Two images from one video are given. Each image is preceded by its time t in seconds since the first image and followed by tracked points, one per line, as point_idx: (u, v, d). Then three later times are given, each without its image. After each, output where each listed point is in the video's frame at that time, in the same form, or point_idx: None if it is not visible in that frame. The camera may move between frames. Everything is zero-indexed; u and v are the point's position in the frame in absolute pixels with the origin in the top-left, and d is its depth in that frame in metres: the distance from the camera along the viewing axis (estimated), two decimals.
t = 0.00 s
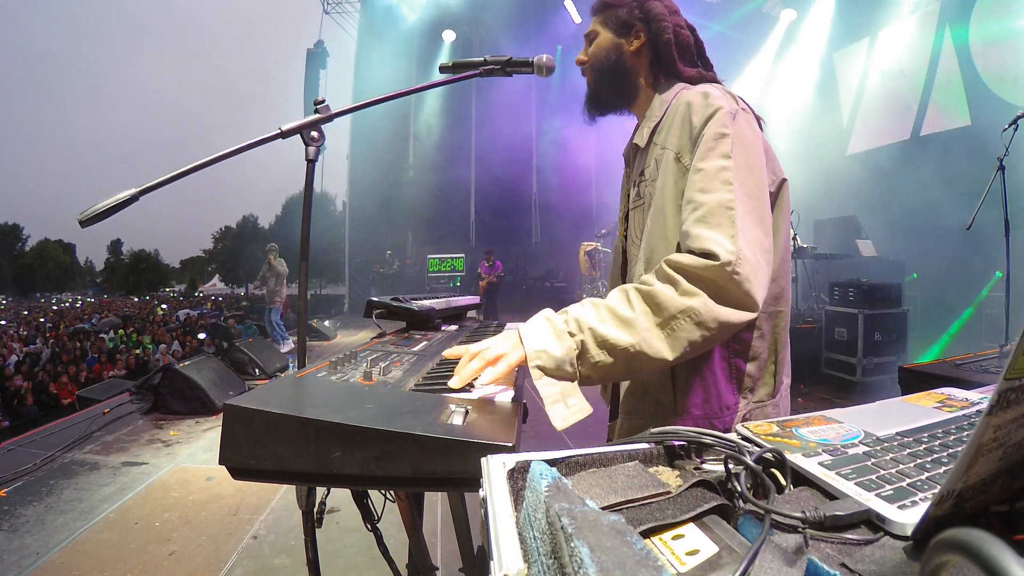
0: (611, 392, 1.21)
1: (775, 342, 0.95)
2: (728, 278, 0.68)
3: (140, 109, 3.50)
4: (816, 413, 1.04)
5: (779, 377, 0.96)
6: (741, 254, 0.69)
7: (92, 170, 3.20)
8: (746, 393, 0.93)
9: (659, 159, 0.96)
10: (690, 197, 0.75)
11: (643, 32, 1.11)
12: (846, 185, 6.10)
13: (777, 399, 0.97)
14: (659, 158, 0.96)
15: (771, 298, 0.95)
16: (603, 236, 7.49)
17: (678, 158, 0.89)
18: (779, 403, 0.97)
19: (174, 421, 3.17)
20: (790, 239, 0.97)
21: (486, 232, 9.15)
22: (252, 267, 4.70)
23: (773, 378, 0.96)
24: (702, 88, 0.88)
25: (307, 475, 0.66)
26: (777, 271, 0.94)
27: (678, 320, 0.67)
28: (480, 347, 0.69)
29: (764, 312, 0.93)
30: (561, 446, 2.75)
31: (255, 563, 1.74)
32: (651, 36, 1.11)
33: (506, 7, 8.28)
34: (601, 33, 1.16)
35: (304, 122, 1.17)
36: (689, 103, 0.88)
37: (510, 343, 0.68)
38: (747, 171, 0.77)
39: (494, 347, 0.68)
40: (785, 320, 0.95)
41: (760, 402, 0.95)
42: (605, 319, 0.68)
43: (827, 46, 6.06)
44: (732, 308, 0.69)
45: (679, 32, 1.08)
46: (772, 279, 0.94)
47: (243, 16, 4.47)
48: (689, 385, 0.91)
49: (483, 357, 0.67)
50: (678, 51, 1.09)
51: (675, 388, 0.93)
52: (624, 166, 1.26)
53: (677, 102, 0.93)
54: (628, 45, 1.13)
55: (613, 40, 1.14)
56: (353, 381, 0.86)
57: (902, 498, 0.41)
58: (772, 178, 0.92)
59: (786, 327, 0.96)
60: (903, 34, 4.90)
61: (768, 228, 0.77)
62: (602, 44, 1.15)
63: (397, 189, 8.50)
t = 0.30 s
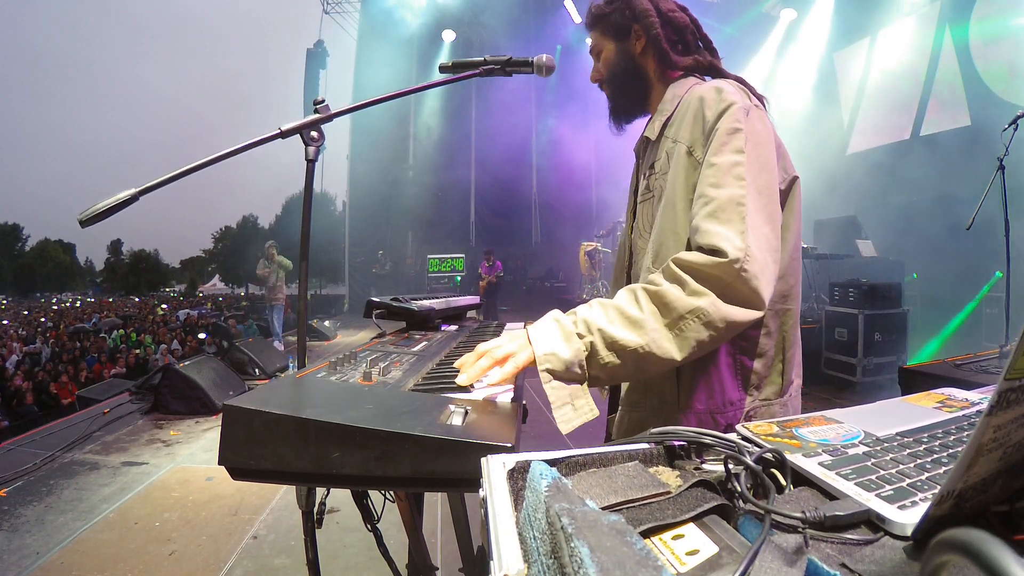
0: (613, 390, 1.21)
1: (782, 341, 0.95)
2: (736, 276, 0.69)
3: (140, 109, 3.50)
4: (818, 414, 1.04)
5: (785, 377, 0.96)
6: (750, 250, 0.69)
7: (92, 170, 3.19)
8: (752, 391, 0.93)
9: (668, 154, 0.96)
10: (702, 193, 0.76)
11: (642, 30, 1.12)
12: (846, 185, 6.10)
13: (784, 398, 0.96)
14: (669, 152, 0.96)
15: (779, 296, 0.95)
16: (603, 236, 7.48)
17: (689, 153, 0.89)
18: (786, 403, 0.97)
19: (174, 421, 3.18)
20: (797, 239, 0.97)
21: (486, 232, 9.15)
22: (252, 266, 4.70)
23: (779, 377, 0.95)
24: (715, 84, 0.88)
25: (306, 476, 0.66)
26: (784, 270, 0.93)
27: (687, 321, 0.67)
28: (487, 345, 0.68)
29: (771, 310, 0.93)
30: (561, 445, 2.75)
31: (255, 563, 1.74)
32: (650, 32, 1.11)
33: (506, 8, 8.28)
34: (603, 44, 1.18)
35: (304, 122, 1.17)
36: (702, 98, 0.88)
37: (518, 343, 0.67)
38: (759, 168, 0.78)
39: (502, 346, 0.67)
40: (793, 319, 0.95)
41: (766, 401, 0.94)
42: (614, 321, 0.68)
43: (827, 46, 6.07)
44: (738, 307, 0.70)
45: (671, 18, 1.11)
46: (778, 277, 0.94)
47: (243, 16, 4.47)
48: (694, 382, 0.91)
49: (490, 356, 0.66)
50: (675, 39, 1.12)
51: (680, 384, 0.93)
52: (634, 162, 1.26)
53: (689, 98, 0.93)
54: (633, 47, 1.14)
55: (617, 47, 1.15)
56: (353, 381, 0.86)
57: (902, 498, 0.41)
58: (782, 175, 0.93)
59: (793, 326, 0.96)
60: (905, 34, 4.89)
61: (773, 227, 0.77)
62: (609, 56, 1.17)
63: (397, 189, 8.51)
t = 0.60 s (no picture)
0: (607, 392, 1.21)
1: (775, 347, 0.95)
2: (729, 276, 0.68)
3: (140, 109, 3.49)
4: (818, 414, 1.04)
5: (777, 382, 0.96)
6: (745, 252, 0.69)
7: (91, 170, 3.19)
8: (744, 395, 0.93)
9: (670, 159, 0.96)
10: (700, 196, 0.76)
11: (644, 35, 1.12)
12: (846, 185, 6.11)
13: (774, 402, 0.96)
14: (670, 157, 0.96)
15: (773, 301, 0.94)
16: (603, 237, 7.49)
17: (689, 157, 0.89)
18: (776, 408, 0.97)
19: (174, 422, 3.18)
20: (795, 246, 0.96)
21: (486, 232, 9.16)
22: (252, 267, 4.71)
23: (771, 382, 0.96)
24: (717, 89, 0.89)
25: (306, 476, 0.66)
26: (779, 277, 0.93)
27: (675, 308, 0.67)
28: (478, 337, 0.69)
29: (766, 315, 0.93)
30: (561, 446, 2.76)
31: (256, 563, 1.74)
32: (652, 37, 1.11)
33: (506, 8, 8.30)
34: (604, 47, 1.18)
35: (305, 122, 1.17)
36: (704, 103, 0.88)
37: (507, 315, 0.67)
38: (757, 174, 0.78)
39: (492, 336, 0.68)
40: (787, 325, 0.95)
41: (756, 405, 0.94)
42: (604, 300, 0.68)
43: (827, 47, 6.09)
44: (730, 303, 0.70)
45: (674, 24, 1.11)
46: (774, 283, 0.93)
47: (244, 16, 4.47)
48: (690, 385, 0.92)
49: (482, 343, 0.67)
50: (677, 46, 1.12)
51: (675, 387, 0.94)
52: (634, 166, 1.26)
53: (691, 101, 0.93)
54: (634, 51, 1.14)
55: (619, 51, 1.15)
56: (353, 381, 0.86)
57: (901, 498, 0.41)
58: (781, 183, 0.93)
59: (787, 332, 0.96)
60: (905, 34, 4.89)
61: (772, 230, 0.77)
62: (610, 58, 1.17)
63: (396, 189, 8.50)
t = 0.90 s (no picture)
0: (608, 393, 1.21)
1: (775, 347, 0.95)
2: (726, 276, 0.68)
3: (139, 109, 3.49)
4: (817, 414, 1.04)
5: (779, 381, 0.96)
6: (742, 251, 0.69)
7: (91, 171, 3.18)
8: (747, 395, 0.93)
9: (667, 161, 0.96)
10: (695, 196, 0.76)
11: (644, 37, 1.11)
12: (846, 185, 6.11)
13: (777, 402, 0.96)
14: (667, 159, 0.96)
15: (774, 301, 0.94)
16: (603, 237, 7.49)
17: (685, 159, 0.89)
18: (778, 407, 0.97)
19: (173, 422, 3.18)
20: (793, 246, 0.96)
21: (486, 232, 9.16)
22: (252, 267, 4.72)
23: (773, 381, 0.95)
24: (712, 91, 0.88)
25: (306, 476, 0.66)
26: (778, 275, 0.93)
27: (676, 320, 0.67)
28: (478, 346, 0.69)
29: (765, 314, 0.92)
30: (561, 445, 2.76)
31: (256, 563, 1.74)
32: (652, 40, 1.10)
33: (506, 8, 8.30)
34: (607, 47, 1.19)
35: (304, 121, 1.17)
36: (698, 106, 0.88)
37: (509, 344, 0.67)
38: (754, 173, 0.77)
39: (492, 347, 0.67)
40: (787, 324, 0.95)
41: (760, 405, 0.94)
42: (605, 320, 0.68)
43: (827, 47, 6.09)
44: (730, 308, 0.70)
45: (674, 30, 1.10)
46: (773, 282, 0.93)
47: (244, 16, 4.47)
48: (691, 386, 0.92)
49: (481, 355, 0.66)
50: (675, 51, 1.11)
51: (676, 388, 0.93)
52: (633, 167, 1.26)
53: (686, 104, 0.93)
54: (634, 53, 1.14)
55: (619, 51, 1.16)
56: (353, 381, 0.86)
57: (902, 498, 0.41)
58: (778, 181, 0.93)
59: (787, 332, 0.96)
60: (906, 33, 4.88)
61: (770, 230, 0.77)
62: (611, 58, 1.17)
63: (396, 189, 8.51)
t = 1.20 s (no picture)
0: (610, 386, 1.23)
1: (777, 346, 0.95)
2: (732, 274, 0.69)
3: (139, 109, 3.49)
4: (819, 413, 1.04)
5: (778, 378, 0.97)
6: (748, 250, 0.70)
7: (91, 171, 3.18)
8: (748, 392, 0.94)
9: (676, 161, 0.96)
10: (704, 195, 0.77)
11: (641, 40, 1.12)
12: (846, 185, 6.12)
13: (775, 398, 0.97)
14: (676, 159, 0.96)
15: (777, 301, 0.94)
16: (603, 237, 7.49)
17: (696, 159, 0.90)
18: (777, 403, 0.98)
19: (173, 422, 3.19)
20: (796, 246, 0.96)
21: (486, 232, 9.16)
22: (252, 267, 4.73)
23: (773, 378, 0.96)
24: (723, 92, 0.90)
25: (306, 476, 0.66)
26: (782, 275, 0.93)
27: (680, 310, 0.67)
28: (489, 339, 0.67)
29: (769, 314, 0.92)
30: (561, 445, 2.76)
31: (256, 563, 1.74)
32: (651, 43, 1.11)
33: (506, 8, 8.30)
34: (604, 53, 1.19)
35: (304, 121, 1.17)
36: (710, 106, 0.89)
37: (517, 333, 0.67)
38: (763, 174, 0.78)
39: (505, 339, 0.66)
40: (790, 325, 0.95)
41: (760, 401, 0.95)
42: (610, 305, 0.68)
43: (827, 47, 6.10)
44: (734, 302, 0.71)
45: (671, 30, 1.10)
46: (777, 282, 0.93)
47: (245, 16, 4.48)
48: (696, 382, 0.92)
49: (495, 350, 0.65)
50: (673, 51, 1.11)
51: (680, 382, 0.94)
52: (638, 170, 1.26)
53: (697, 104, 0.94)
54: (633, 57, 1.14)
55: (617, 57, 1.16)
56: (353, 382, 0.86)
57: (902, 498, 0.41)
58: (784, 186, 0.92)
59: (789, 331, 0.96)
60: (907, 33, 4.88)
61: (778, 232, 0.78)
62: (609, 64, 1.17)
63: (397, 189, 8.52)
